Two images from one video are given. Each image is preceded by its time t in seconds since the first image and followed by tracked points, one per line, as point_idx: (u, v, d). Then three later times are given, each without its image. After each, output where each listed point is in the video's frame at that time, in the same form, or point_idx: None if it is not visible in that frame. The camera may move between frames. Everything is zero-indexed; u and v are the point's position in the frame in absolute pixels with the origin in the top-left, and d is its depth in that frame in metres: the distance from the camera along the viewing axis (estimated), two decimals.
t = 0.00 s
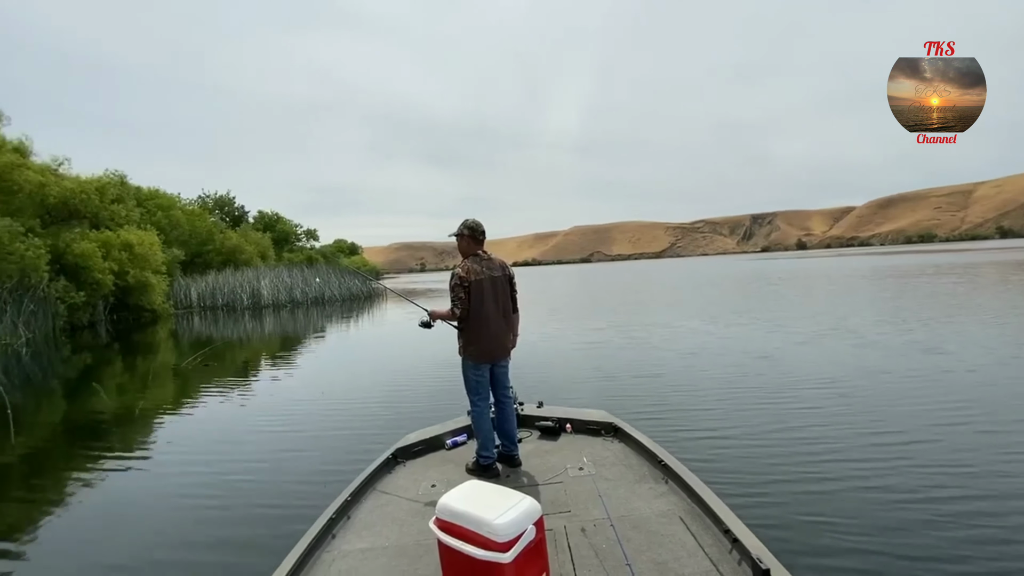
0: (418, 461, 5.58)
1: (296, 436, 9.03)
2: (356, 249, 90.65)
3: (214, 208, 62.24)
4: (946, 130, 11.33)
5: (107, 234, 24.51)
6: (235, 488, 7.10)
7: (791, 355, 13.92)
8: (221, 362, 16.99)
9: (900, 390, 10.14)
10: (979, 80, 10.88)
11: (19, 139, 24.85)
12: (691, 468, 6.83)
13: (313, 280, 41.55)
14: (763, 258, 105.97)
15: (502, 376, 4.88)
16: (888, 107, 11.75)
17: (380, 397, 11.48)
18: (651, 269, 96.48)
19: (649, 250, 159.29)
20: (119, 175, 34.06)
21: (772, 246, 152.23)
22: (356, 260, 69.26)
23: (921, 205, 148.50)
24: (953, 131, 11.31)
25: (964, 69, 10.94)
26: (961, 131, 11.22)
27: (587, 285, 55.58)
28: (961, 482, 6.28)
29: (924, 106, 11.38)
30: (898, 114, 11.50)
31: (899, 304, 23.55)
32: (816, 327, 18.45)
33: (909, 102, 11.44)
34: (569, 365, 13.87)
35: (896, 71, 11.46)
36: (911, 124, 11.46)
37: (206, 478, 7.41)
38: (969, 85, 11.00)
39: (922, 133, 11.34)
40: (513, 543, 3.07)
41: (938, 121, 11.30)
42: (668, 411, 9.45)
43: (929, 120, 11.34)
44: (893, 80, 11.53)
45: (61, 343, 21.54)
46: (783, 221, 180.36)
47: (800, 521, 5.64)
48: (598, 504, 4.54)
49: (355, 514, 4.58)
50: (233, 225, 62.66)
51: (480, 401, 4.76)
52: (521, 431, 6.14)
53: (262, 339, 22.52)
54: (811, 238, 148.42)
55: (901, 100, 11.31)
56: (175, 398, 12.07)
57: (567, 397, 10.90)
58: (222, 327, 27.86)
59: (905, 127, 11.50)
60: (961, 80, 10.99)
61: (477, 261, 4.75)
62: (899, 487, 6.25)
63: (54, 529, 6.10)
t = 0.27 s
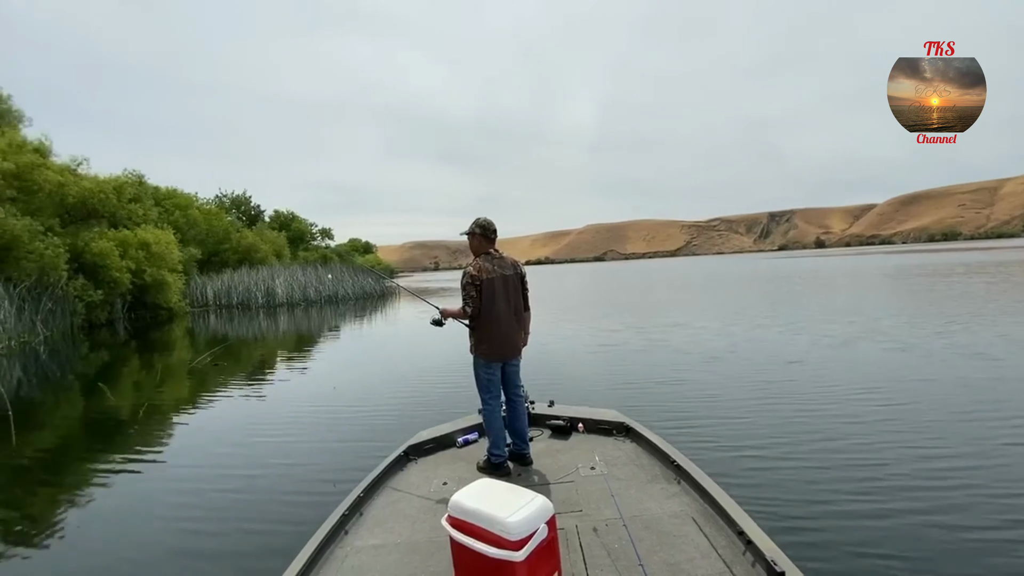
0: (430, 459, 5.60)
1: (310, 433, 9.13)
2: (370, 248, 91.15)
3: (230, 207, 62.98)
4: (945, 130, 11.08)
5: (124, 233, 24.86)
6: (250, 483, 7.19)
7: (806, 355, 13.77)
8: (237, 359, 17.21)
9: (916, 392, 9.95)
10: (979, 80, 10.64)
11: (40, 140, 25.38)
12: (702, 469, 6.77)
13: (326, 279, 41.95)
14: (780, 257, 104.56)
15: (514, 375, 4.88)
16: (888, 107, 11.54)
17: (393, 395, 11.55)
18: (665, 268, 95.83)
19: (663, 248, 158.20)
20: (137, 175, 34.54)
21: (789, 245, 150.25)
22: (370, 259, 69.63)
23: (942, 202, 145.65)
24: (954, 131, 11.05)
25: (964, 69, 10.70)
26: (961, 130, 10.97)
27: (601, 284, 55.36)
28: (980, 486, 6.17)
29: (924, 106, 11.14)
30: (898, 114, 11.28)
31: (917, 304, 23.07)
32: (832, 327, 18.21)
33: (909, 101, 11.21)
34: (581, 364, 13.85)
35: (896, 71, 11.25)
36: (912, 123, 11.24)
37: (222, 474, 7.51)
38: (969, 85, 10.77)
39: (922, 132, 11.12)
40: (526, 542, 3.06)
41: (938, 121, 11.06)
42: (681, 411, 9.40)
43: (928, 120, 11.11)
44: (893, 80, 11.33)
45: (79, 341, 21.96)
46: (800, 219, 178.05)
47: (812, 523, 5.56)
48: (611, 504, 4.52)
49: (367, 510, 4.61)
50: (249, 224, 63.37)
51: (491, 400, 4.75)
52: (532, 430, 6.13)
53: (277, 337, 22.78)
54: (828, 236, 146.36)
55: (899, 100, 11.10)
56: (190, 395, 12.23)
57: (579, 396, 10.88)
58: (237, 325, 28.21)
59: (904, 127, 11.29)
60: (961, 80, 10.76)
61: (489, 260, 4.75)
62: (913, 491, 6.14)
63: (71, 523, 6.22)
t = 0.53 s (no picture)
0: (439, 456, 5.61)
1: (322, 431, 9.21)
2: (383, 246, 91.65)
3: (246, 206, 63.67)
4: (946, 130, 10.85)
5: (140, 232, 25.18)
6: (262, 479, 7.27)
7: (821, 357, 13.61)
8: (252, 357, 17.42)
9: (932, 396, 9.78)
10: (980, 81, 10.41)
11: (58, 140, 25.83)
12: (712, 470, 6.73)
13: (339, 278, 42.40)
14: (795, 256, 103.21)
15: (524, 374, 4.87)
16: (888, 107, 11.32)
17: (404, 393, 11.61)
18: (679, 267, 95.14)
19: (677, 247, 157.16)
20: (154, 174, 34.98)
21: (805, 244, 148.33)
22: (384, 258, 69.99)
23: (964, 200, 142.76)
24: (954, 132, 10.83)
25: (964, 69, 10.49)
26: (962, 131, 10.75)
27: (614, 283, 55.10)
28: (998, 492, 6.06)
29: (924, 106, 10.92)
30: (898, 114, 11.06)
31: (935, 305, 22.61)
32: (848, 329, 17.93)
33: (909, 101, 10.99)
34: (592, 364, 13.81)
35: (896, 70, 11.05)
36: (912, 124, 11.02)
37: (235, 470, 7.61)
38: (969, 86, 10.56)
39: (923, 133, 10.89)
40: (536, 541, 3.06)
41: (939, 121, 10.86)
42: (691, 412, 9.34)
43: (928, 120, 10.89)
44: (892, 80, 11.13)
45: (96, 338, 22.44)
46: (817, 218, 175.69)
47: (824, 528, 5.50)
48: (620, 504, 4.51)
49: (377, 507, 4.63)
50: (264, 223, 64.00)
51: (501, 399, 4.75)
52: (541, 429, 6.13)
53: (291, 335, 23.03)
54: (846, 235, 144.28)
55: (898, 100, 10.90)
56: (204, 393, 12.38)
57: (589, 397, 10.87)
58: (250, 323, 28.50)
59: (905, 127, 11.07)
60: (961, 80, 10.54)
61: (499, 259, 4.75)
62: (930, 499, 6.04)
63: (87, 517, 6.33)
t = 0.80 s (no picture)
0: (448, 455, 5.62)
1: (332, 429, 9.28)
2: (395, 245, 92.02)
3: (260, 205, 64.28)
4: (945, 130, 10.63)
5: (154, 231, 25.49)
6: (273, 477, 7.33)
7: (835, 358, 13.44)
8: (265, 355, 17.58)
9: (946, 397, 9.61)
10: (979, 81, 10.21)
11: (75, 140, 26.25)
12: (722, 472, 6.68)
13: (351, 277, 42.62)
14: (810, 255, 102.00)
15: (533, 374, 4.87)
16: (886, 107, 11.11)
17: (414, 392, 11.65)
18: (691, 266, 94.44)
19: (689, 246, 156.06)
20: (168, 173, 35.39)
21: (820, 243, 146.49)
22: (396, 257, 70.29)
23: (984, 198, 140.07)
24: (953, 132, 10.62)
25: (963, 69, 10.29)
26: (961, 131, 10.54)
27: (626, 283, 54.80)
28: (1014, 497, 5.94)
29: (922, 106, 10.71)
30: (897, 114, 10.84)
31: (952, 306, 22.22)
32: (862, 330, 17.68)
33: (908, 101, 10.76)
34: (601, 364, 13.77)
35: (896, 70, 10.86)
36: (911, 123, 10.78)
37: (246, 467, 7.69)
38: (968, 86, 10.35)
39: (922, 133, 10.67)
40: (546, 541, 3.05)
41: (937, 121, 10.64)
42: (701, 412, 9.28)
43: (928, 120, 10.67)
44: (892, 80, 10.94)
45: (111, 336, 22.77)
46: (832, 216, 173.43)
47: (835, 529, 5.43)
48: (630, 504, 4.49)
49: (387, 505, 4.66)
50: (278, 222, 64.56)
51: (510, 398, 4.75)
52: (550, 428, 6.12)
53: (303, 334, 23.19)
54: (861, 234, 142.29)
55: (896, 100, 10.69)
56: (216, 391, 12.53)
57: (599, 397, 10.84)
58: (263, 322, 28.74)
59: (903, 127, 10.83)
60: (960, 80, 10.34)
61: (509, 258, 4.75)
62: (944, 501, 5.94)
63: (101, 512, 6.43)
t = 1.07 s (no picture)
0: (456, 454, 5.63)
1: (341, 428, 9.33)
2: (407, 244, 92.33)
3: (273, 204, 64.81)
4: (945, 130, 10.42)
5: (166, 230, 25.78)
6: (283, 475, 7.39)
7: (847, 359, 13.26)
8: (277, 354, 17.72)
9: (959, 399, 9.47)
10: (979, 81, 10.03)
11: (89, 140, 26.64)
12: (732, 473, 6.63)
13: (361, 276, 42.82)
14: (825, 254, 100.64)
15: (542, 373, 4.86)
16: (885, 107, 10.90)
17: (423, 392, 11.68)
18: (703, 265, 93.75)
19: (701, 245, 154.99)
20: (181, 173, 35.79)
21: (834, 242, 144.69)
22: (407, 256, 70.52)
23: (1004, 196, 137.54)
24: (954, 131, 10.41)
25: (963, 69, 10.10)
26: (962, 131, 10.33)
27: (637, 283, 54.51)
28: None
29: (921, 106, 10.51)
30: (897, 114, 10.63)
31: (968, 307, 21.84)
32: (876, 331, 17.43)
33: (907, 101, 10.55)
34: (611, 364, 13.73)
35: (895, 70, 10.68)
36: (910, 124, 10.55)
37: (256, 465, 7.75)
38: (968, 86, 10.17)
39: (922, 133, 10.46)
40: (555, 539, 3.05)
41: (937, 121, 10.43)
42: (711, 413, 9.22)
43: (928, 120, 10.46)
44: (892, 79, 10.76)
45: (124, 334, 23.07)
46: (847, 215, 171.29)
47: (846, 532, 5.37)
48: (639, 504, 4.47)
49: (395, 503, 4.67)
50: (290, 222, 65.03)
51: (519, 397, 4.75)
52: (558, 428, 6.10)
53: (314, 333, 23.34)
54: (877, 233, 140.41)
55: (896, 100, 10.50)
56: (228, 389, 12.63)
57: (608, 396, 10.80)
58: (274, 320, 28.96)
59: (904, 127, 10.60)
60: (960, 80, 10.16)
61: (518, 257, 4.74)
62: (957, 502, 5.85)
63: (115, 509, 6.53)
